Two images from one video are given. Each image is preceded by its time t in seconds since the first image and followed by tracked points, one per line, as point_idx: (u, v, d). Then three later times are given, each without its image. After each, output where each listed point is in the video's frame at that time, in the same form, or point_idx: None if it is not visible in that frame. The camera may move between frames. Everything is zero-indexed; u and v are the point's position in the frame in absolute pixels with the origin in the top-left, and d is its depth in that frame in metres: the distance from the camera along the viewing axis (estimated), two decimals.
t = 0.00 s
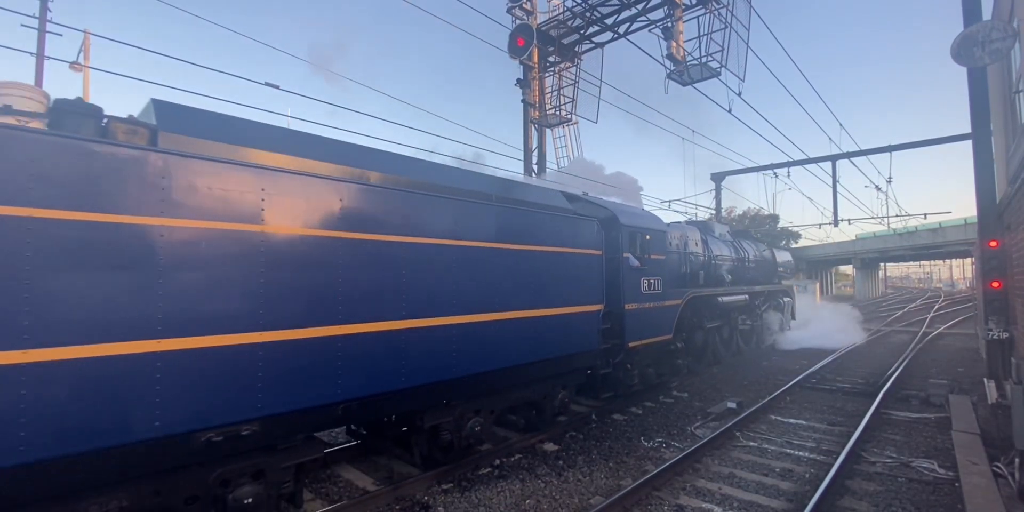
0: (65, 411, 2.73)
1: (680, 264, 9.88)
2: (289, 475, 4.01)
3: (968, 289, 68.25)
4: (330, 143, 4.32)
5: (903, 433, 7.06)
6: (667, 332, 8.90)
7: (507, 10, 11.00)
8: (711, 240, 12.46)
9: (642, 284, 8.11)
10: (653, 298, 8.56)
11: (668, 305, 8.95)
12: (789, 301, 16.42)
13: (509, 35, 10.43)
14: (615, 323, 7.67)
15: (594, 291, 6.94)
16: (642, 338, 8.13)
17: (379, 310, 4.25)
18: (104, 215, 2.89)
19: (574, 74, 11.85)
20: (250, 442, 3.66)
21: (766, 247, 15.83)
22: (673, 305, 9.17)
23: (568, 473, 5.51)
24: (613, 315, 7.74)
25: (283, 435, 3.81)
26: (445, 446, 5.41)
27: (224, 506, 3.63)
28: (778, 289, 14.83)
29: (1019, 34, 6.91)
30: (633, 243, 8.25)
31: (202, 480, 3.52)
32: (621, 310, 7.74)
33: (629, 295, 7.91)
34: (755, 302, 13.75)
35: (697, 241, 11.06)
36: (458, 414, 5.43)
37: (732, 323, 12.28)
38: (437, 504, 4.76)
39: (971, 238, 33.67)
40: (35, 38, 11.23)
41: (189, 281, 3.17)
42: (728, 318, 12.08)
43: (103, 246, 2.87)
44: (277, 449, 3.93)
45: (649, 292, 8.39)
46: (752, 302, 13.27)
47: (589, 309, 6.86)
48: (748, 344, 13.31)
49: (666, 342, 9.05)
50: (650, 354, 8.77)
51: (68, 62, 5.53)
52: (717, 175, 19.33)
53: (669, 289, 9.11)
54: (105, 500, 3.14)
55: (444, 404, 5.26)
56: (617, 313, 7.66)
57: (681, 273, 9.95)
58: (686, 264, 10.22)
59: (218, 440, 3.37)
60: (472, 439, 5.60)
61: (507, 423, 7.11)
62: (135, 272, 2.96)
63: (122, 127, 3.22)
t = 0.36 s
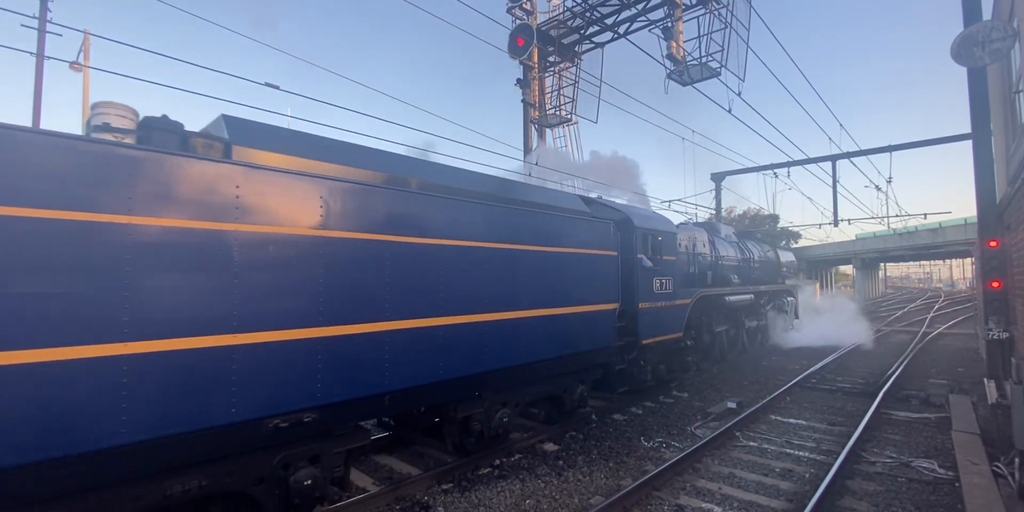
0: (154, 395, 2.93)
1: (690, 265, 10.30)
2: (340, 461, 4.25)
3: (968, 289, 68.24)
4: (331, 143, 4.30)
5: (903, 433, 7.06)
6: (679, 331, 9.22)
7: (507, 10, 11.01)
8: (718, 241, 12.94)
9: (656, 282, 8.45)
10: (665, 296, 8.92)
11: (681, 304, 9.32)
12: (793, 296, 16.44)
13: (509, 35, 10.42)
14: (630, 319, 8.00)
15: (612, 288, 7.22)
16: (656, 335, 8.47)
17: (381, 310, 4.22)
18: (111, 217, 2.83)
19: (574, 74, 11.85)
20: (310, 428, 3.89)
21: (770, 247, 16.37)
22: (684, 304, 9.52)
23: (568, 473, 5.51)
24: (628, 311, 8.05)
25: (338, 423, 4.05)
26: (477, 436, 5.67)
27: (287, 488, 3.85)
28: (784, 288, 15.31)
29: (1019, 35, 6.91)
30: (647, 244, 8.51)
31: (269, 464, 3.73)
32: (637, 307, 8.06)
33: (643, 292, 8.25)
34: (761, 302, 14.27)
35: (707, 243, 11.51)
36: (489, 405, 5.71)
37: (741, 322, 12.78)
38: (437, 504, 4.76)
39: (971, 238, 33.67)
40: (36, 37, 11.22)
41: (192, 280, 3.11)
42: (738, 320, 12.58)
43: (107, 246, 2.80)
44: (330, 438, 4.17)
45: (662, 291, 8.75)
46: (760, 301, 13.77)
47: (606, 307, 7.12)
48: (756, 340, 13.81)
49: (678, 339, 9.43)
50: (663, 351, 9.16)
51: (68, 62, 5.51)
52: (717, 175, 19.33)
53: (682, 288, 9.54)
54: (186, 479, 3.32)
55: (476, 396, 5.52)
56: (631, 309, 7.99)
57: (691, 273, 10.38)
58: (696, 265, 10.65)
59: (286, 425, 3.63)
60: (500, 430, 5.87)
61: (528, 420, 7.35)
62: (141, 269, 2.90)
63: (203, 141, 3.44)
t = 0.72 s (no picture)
0: (222, 386, 3.31)
1: (701, 265, 10.81)
2: (388, 445, 4.73)
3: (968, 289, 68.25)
4: (327, 144, 4.30)
5: (903, 433, 7.05)
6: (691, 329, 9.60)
7: (507, 11, 11.00)
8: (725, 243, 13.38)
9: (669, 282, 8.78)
10: (678, 296, 9.28)
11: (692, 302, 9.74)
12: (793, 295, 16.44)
13: (509, 35, 10.42)
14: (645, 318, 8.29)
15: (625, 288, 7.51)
16: (669, 333, 8.83)
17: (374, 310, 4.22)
18: (118, 219, 2.93)
19: (574, 74, 11.85)
20: (361, 416, 4.34)
21: (774, 249, 16.99)
22: (695, 304, 9.91)
23: (568, 473, 5.51)
24: (642, 310, 8.37)
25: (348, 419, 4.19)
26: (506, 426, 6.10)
27: (345, 470, 4.35)
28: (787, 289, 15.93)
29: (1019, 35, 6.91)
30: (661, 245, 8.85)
31: (329, 448, 4.21)
32: (651, 306, 8.38)
33: (657, 292, 8.57)
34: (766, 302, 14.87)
35: (715, 244, 12.05)
36: (517, 397, 6.11)
37: (747, 322, 13.34)
38: (437, 504, 4.76)
39: (971, 238, 33.68)
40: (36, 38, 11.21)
41: (188, 279, 3.17)
42: (745, 320, 13.13)
43: (105, 247, 2.87)
44: (378, 424, 4.63)
45: (675, 291, 9.09)
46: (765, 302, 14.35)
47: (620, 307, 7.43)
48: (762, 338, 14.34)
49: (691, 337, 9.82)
50: (674, 348, 9.55)
51: (69, 63, 5.51)
52: (717, 175, 19.33)
53: (693, 288, 9.95)
54: (258, 460, 3.79)
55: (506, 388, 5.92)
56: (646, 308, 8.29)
57: (701, 273, 10.88)
58: (706, 265, 11.17)
59: (345, 412, 4.09)
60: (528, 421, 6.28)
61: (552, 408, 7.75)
62: (137, 269, 2.97)
63: (274, 154, 3.91)
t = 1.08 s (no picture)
0: (290, 375, 3.70)
1: (710, 265, 11.17)
2: (433, 433, 5.14)
3: (968, 289, 68.30)
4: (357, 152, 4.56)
5: (903, 433, 7.05)
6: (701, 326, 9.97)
7: (507, 11, 11.00)
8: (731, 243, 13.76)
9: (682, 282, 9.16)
10: (689, 295, 9.67)
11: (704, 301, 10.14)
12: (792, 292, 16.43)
13: (509, 35, 10.41)
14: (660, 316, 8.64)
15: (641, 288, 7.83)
16: (682, 332, 9.22)
17: (371, 311, 4.23)
18: (191, 224, 3.26)
19: (574, 74, 11.85)
20: (408, 404, 4.72)
21: (778, 249, 17.40)
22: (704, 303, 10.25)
23: (568, 473, 5.51)
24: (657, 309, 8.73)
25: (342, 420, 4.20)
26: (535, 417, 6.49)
27: (396, 454, 4.73)
28: (791, 288, 16.36)
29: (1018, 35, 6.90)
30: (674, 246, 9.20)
31: (381, 434, 4.60)
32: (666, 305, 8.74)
33: (670, 292, 8.93)
34: (771, 301, 15.26)
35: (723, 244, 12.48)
36: (544, 389, 6.49)
37: (755, 321, 13.78)
38: (437, 504, 4.76)
39: (971, 238, 33.71)
40: (35, 39, 11.18)
41: (187, 280, 3.23)
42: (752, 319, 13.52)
43: (167, 251, 3.15)
44: (423, 413, 5.03)
45: (687, 291, 9.47)
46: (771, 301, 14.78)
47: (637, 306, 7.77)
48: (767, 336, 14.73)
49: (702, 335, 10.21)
50: (688, 345, 9.91)
51: (69, 63, 5.52)
52: (717, 175, 19.33)
53: (704, 287, 10.36)
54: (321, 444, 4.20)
55: (535, 381, 6.28)
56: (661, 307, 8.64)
57: (711, 272, 11.29)
58: (715, 265, 11.59)
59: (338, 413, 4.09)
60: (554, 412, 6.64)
61: (574, 403, 8.15)
62: (187, 270, 3.23)
63: (336, 165, 4.31)
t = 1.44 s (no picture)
0: (354, 365, 4.11)
1: (717, 265, 11.53)
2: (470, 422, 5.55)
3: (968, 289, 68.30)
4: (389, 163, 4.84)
5: (903, 433, 7.05)
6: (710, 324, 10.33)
7: (507, 11, 11.00)
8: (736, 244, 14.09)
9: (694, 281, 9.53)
10: (699, 295, 9.97)
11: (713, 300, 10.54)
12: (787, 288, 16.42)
13: (509, 35, 10.39)
14: (672, 314, 8.98)
15: (652, 288, 8.13)
16: (694, 329, 9.58)
17: (368, 312, 4.24)
18: (268, 229, 3.65)
19: (574, 74, 11.85)
20: (450, 394, 5.15)
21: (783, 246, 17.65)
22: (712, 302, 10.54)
23: (568, 473, 5.51)
24: (669, 308, 9.02)
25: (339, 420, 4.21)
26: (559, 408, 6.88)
27: (439, 440, 5.16)
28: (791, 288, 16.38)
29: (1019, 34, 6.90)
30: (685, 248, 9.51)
31: (426, 421, 5.04)
32: (679, 303, 9.10)
33: (681, 290, 9.30)
34: (774, 301, 15.52)
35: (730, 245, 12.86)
36: (568, 382, 6.87)
37: (758, 321, 14.17)
38: (437, 504, 4.76)
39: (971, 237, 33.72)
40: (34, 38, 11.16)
41: (220, 281, 3.40)
42: (756, 319, 13.86)
43: (248, 254, 3.54)
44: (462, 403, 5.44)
45: (698, 290, 9.87)
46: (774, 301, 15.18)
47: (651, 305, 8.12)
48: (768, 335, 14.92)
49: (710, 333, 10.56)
50: (698, 342, 10.29)
51: (68, 62, 5.50)
52: (717, 175, 19.34)
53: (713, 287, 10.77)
54: (375, 430, 4.60)
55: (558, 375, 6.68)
56: (675, 306, 8.97)
57: (718, 273, 11.64)
58: (722, 266, 11.95)
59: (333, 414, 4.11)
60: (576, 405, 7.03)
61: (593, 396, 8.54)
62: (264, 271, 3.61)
63: (389, 176, 4.76)
